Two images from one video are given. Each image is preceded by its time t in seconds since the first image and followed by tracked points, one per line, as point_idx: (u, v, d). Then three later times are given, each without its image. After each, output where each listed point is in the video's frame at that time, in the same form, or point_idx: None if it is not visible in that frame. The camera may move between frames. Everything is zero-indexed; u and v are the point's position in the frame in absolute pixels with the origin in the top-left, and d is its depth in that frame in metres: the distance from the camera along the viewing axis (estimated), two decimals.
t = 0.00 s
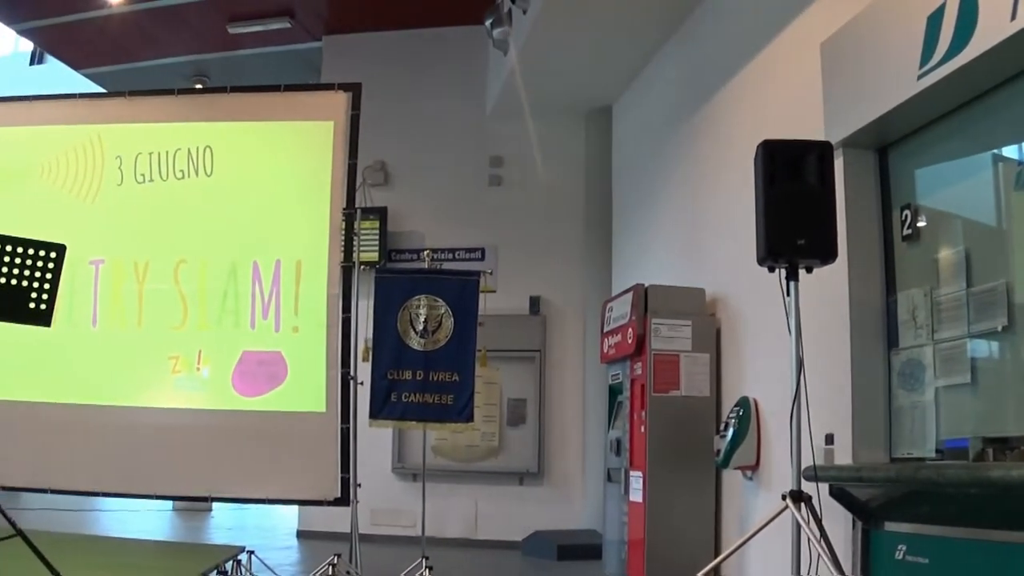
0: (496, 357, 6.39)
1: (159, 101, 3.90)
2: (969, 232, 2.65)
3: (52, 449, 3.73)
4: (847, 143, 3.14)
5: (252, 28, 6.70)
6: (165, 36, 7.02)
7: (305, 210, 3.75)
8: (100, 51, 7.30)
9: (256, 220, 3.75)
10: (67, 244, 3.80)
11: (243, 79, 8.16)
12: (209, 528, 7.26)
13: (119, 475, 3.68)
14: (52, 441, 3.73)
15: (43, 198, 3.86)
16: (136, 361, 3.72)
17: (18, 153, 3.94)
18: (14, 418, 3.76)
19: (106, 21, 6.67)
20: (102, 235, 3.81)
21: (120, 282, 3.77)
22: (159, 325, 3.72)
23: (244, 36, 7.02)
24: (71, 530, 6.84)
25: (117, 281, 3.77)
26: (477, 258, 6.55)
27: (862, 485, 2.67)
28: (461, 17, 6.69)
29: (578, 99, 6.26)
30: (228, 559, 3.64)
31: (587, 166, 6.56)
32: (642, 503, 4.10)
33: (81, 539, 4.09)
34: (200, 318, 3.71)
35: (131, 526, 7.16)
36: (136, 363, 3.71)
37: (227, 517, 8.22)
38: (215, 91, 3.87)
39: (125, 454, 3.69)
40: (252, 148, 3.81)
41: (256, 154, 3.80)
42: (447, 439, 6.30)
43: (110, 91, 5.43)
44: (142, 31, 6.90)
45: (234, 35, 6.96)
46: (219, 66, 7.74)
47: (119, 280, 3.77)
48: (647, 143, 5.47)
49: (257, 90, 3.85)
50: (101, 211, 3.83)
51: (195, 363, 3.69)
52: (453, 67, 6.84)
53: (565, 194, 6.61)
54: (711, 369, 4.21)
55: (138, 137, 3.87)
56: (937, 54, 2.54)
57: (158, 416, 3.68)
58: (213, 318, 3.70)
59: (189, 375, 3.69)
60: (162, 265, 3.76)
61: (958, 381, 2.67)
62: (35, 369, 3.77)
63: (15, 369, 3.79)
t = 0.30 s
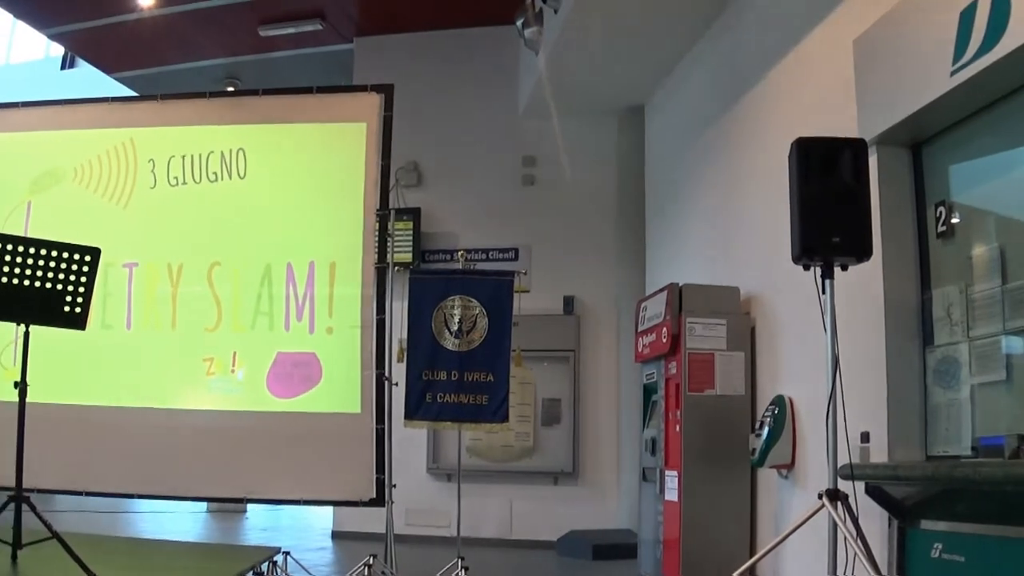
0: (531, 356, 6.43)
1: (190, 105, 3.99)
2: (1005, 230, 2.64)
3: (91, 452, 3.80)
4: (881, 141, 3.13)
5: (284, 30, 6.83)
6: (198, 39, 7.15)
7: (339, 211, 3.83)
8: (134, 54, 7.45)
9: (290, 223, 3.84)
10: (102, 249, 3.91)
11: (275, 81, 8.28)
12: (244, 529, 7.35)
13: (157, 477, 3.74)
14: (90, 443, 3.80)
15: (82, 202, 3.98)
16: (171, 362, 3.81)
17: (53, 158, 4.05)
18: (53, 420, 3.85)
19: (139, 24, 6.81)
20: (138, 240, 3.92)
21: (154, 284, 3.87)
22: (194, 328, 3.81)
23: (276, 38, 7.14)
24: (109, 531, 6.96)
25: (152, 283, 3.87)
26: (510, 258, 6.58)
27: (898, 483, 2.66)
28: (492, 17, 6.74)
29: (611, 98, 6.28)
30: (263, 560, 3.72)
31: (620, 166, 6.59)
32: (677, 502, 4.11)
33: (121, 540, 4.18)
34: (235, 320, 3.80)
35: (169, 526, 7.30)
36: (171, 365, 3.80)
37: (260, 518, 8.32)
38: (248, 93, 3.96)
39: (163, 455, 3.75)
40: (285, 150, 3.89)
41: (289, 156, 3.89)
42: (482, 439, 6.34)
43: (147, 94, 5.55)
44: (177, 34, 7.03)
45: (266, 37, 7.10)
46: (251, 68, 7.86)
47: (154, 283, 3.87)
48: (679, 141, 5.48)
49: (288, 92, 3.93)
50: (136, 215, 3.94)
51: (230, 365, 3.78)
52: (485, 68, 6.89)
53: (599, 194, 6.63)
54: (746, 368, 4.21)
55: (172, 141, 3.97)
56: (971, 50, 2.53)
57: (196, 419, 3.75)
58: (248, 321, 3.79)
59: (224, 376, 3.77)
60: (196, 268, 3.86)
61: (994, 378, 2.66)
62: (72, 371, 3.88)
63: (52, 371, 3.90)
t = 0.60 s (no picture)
0: (560, 356, 6.45)
1: (218, 105, 4.09)
2: None
3: (122, 453, 3.86)
4: (910, 139, 3.13)
5: (313, 30, 6.93)
6: (227, 41, 7.25)
7: (367, 212, 3.90)
8: (162, 56, 7.58)
9: (319, 225, 3.91)
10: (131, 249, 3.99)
11: (302, 83, 8.38)
12: (272, 530, 7.43)
13: (187, 477, 3.80)
14: (121, 444, 3.87)
15: (111, 205, 4.07)
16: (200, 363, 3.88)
17: (82, 159, 4.14)
18: (85, 420, 3.92)
19: (164, 26, 6.95)
20: (167, 241, 4.00)
21: (182, 286, 3.94)
22: (223, 328, 3.88)
23: (302, 40, 7.24)
24: (138, 532, 7.05)
25: (180, 285, 3.94)
26: (539, 258, 6.61)
27: (928, 482, 2.66)
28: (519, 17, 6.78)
29: (638, 96, 6.30)
30: (292, 561, 3.79)
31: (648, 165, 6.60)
32: (707, 501, 4.13)
33: (156, 540, 4.26)
34: (264, 321, 3.87)
35: (200, 526, 7.41)
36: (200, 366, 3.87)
37: (288, 519, 8.40)
38: (277, 95, 4.05)
39: (194, 455, 3.81)
40: (313, 152, 3.97)
41: (317, 158, 3.97)
42: (511, 438, 6.38)
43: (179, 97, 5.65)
44: (207, 36, 7.13)
45: (292, 39, 7.20)
46: (278, 70, 7.96)
47: (182, 285, 3.94)
48: (707, 139, 5.50)
49: (317, 93, 4.03)
50: (165, 216, 4.02)
51: (259, 365, 3.84)
52: (512, 69, 6.93)
53: (626, 193, 6.65)
54: (774, 367, 4.21)
55: (201, 143, 4.06)
56: (999, 47, 2.52)
57: (227, 419, 3.82)
58: (277, 321, 3.86)
59: (253, 376, 3.84)
60: (225, 268, 3.93)
61: None
62: (98, 371, 3.95)
63: (79, 371, 3.96)
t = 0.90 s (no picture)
0: (590, 355, 6.49)
1: (248, 105, 4.19)
2: None
3: (158, 450, 3.95)
4: (939, 138, 3.13)
5: (341, 30, 7.00)
6: (257, 41, 7.36)
7: (397, 212, 3.97)
8: (192, 56, 7.71)
9: (349, 226, 3.98)
10: (161, 249, 4.09)
11: (331, 82, 8.48)
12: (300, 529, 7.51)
13: (223, 473, 3.88)
14: (154, 443, 3.95)
15: (141, 204, 4.16)
16: (231, 362, 3.96)
17: (113, 160, 4.24)
18: (121, 417, 4.00)
19: (193, 26, 7.06)
20: (198, 240, 4.09)
21: (212, 285, 4.03)
22: (253, 327, 3.97)
23: (331, 39, 7.32)
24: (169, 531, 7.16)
25: (210, 284, 4.03)
26: (568, 258, 6.65)
27: (958, 482, 2.67)
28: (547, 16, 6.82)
29: (667, 95, 6.31)
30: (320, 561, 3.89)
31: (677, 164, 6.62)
32: (736, 501, 4.14)
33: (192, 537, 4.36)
34: (294, 320, 3.95)
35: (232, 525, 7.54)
36: (231, 364, 3.96)
37: (317, 517, 8.52)
38: (308, 95, 4.13)
39: (229, 454, 3.90)
40: (343, 152, 4.05)
41: (348, 157, 4.04)
42: (540, 437, 6.42)
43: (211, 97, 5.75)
44: (238, 36, 7.24)
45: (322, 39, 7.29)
46: (307, 69, 8.06)
47: (212, 283, 4.03)
48: (737, 139, 5.51)
49: (346, 93, 4.11)
50: (195, 215, 4.12)
51: (289, 364, 3.92)
52: (541, 69, 6.98)
53: (656, 193, 6.67)
54: (804, 367, 4.22)
55: (231, 143, 4.15)
56: None
57: (261, 419, 3.89)
58: (307, 320, 3.94)
59: (282, 376, 3.91)
60: (256, 268, 4.01)
61: None
62: (129, 370, 4.03)
63: (110, 367, 4.06)
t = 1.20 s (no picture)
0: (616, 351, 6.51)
1: (275, 102, 4.26)
2: None
3: (189, 444, 4.03)
4: (966, 134, 3.13)
5: (366, 27, 7.06)
6: (282, 37, 7.44)
7: (421, 209, 4.03)
8: (217, 52, 7.80)
9: (374, 224, 4.05)
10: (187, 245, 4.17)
11: (354, 78, 8.55)
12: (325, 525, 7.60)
13: (254, 467, 3.96)
14: (186, 437, 4.03)
15: (168, 201, 4.25)
16: (258, 357, 4.04)
17: (139, 157, 4.32)
18: (153, 411, 4.09)
19: (218, 22, 7.15)
20: (223, 236, 4.17)
21: (237, 281, 4.11)
22: (279, 322, 4.04)
23: (355, 36, 7.39)
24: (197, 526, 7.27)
25: (235, 280, 4.11)
26: (593, 254, 6.68)
27: (984, 481, 2.66)
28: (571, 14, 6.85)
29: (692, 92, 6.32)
30: (345, 557, 3.97)
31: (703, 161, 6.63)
32: (761, 498, 4.16)
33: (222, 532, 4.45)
34: (320, 315, 4.02)
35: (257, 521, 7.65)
36: (257, 359, 4.03)
37: (342, 513, 8.61)
38: (334, 91, 4.20)
39: (259, 448, 3.97)
40: (369, 148, 4.11)
41: (374, 154, 4.11)
42: (565, 434, 6.44)
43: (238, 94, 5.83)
44: (264, 32, 7.32)
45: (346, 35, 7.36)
46: (331, 65, 8.13)
47: (237, 279, 4.11)
48: (762, 135, 5.51)
49: (372, 89, 4.17)
50: (221, 211, 4.19)
51: (314, 360, 3.99)
52: (566, 66, 7.01)
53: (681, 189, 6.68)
54: (830, 364, 4.22)
55: (256, 141, 4.22)
56: None
57: (289, 415, 3.96)
58: (332, 317, 4.01)
59: (307, 372, 3.99)
60: (282, 264, 4.09)
61: None
62: (158, 364, 4.12)
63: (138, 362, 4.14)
